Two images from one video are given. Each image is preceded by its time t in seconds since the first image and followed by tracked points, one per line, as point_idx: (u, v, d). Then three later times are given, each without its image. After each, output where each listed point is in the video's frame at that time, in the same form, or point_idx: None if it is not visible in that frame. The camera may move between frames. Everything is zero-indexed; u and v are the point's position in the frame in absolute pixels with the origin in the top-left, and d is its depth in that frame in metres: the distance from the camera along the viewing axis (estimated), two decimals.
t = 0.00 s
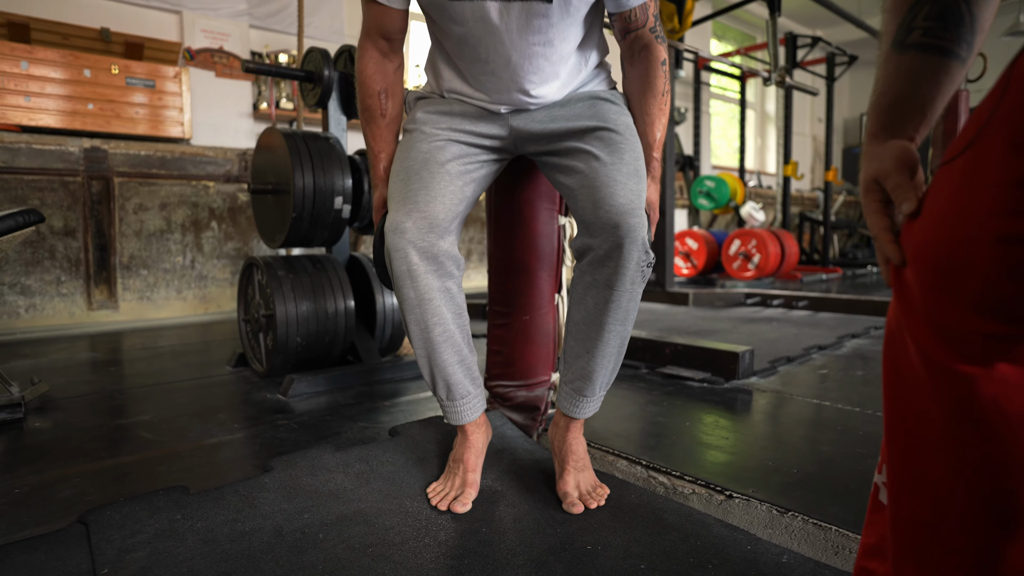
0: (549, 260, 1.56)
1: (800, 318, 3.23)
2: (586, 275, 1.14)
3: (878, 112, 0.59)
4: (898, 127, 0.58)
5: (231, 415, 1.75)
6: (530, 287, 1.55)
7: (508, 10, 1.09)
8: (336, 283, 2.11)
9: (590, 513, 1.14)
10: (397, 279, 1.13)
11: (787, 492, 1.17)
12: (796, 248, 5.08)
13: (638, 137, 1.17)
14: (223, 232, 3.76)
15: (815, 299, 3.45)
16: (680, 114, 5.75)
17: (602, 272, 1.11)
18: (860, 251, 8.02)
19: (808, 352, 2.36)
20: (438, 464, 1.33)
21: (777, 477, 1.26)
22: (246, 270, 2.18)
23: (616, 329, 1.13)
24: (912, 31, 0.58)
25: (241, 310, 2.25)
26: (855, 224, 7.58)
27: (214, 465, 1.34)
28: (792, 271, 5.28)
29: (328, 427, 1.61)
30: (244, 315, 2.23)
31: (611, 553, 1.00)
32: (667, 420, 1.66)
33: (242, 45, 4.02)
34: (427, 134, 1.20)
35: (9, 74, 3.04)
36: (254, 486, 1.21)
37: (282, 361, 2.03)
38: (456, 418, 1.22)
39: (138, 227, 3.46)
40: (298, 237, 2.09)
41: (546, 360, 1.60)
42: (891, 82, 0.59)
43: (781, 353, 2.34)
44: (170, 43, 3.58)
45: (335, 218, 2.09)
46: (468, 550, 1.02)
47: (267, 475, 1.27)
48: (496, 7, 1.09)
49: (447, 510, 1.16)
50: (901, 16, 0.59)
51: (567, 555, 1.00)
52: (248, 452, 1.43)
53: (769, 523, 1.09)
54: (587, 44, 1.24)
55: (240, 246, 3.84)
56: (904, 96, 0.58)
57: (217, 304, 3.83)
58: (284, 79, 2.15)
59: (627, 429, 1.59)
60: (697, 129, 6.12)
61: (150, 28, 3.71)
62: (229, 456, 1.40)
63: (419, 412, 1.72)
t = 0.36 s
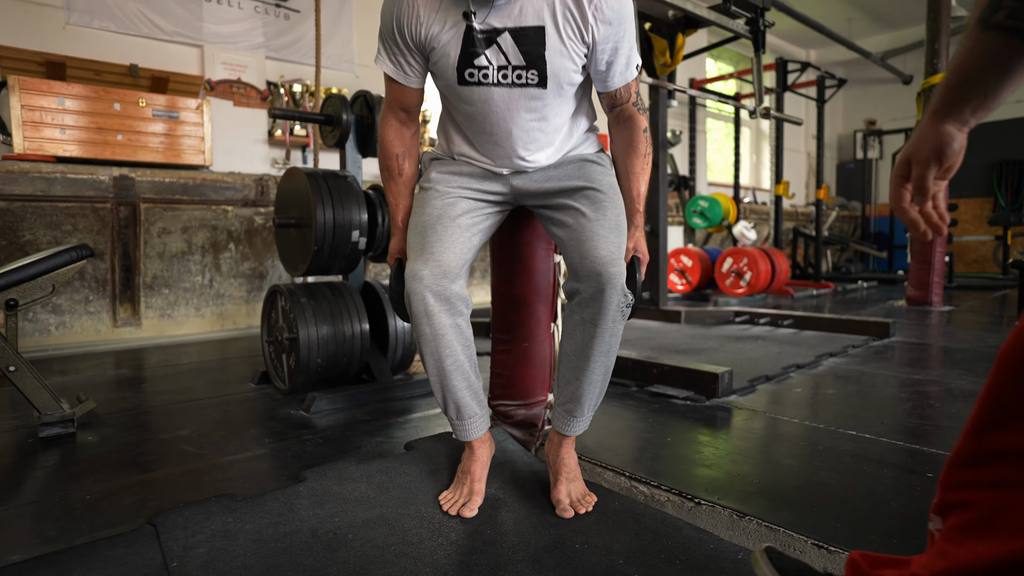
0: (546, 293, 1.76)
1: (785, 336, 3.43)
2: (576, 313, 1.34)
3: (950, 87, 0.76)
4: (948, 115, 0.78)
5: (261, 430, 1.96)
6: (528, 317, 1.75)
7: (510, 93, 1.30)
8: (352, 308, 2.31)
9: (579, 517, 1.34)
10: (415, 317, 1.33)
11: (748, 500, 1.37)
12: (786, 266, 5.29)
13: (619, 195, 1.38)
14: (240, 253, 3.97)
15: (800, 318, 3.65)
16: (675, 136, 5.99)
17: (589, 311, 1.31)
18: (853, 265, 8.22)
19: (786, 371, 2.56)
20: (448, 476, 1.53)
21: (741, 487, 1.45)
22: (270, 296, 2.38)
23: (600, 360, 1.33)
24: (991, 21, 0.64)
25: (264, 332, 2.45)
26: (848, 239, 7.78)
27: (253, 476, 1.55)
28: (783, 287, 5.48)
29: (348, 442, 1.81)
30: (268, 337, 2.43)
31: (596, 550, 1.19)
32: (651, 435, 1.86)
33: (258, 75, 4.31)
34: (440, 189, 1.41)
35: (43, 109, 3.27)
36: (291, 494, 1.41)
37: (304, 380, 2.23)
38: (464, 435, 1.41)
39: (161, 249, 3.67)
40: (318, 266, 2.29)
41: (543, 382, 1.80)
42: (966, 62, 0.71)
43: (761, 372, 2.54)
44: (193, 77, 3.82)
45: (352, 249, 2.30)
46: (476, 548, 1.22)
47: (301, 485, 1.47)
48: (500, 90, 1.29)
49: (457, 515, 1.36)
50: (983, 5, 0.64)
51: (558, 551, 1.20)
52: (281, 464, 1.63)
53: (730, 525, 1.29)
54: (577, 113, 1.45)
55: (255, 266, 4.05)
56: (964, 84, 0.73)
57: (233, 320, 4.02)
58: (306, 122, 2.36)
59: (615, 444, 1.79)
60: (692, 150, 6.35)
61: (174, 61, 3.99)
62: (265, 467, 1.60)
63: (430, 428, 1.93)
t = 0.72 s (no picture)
0: (546, 321, 1.98)
1: (768, 353, 3.66)
2: (573, 345, 1.57)
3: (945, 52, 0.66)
4: (947, 72, 0.65)
5: (289, 443, 2.18)
6: (530, 342, 1.97)
7: (515, 163, 1.53)
8: (369, 329, 2.52)
9: (574, 519, 1.56)
10: (434, 347, 1.54)
11: (720, 505, 1.59)
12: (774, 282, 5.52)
13: (610, 241, 1.61)
14: (255, 272, 4.19)
15: (783, 335, 3.88)
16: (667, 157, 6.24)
17: (584, 343, 1.53)
18: (843, 278, 8.46)
19: (765, 387, 2.79)
20: (461, 483, 1.75)
21: (716, 493, 1.68)
22: (293, 318, 2.60)
23: (593, 385, 1.55)
24: (1006, 5, 0.60)
25: (287, 351, 2.66)
26: (838, 253, 8.03)
27: (289, 484, 1.77)
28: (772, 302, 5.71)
29: (369, 454, 2.03)
30: (290, 355, 2.64)
31: (590, 547, 1.41)
32: (640, 447, 2.08)
33: (272, 103, 4.58)
34: (456, 236, 1.64)
35: (72, 139, 3.54)
36: (326, 499, 1.63)
37: (325, 396, 2.44)
38: (476, 449, 1.62)
39: (183, 269, 3.89)
40: (338, 292, 2.51)
41: (544, 399, 2.02)
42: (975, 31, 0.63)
43: (743, 388, 2.77)
44: (212, 107, 4.06)
45: (368, 277, 2.52)
46: (488, 546, 1.44)
47: (332, 491, 1.69)
48: (506, 162, 1.53)
49: (470, 517, 1.58)
50: None
51: (558, 548, 1.41)
52: (312, 474, 1.85)
53: (703, 525, 1.52)
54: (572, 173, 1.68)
55: (269, 283, 4.27)
56: (968, 51, 0.64)
57: (247, 335, 4.23)
58: (326, 161, 2.59)
59: (607, 455, 2.01)
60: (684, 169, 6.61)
61: (194, 90, 4.28)
62: (297, 477, 1.82)
63: (442, 440, 2.15)
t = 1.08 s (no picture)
0: (546, 338, 2.15)
1: (758, 364, 3.83)
2: (571, 361, 1.74)
3: (944, 184, 0.84)
4: (950, 204, 0.84)
5: (308, 450, 2.35)
6: (532, 358, 2.14)
7: (518, 196, 1.70)
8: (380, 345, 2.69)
9: (571, 519, 1.73)
10: (444, 364, 1.70)
11: (703, 507, 1.76)
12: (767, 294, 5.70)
13: (604, 268, 1.78)
14: (266, 286, 4.36)
15: (773, 347, 4.05)
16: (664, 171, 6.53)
17: (581, 360, 1.71)
18: (837, 288, 8.63)
19: (753, 398, 2.96)
20: (468, 487, 1.92)
21: (699, 496, 1.85)
22: (309, 334, 2.76)
23: (589, 398, 1.73)
24: (982, 138, 0.75)
25: (302, 365, 2.83)
26: (831, 264, 8.21)
27: (312, 489, 1.94)
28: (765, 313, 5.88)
29: (383, 462, 2.20)
30: (306, 369, 2.81)
31: (584, 543, 1.58)
32: (632, 454, 2.26)
33: (282, 123, 4.78)
34: (464, 264, 1.81)
35: (98, 162, 3.74)
36: (346, 501, 1.80)
37: (340, 407, 2.61)
38: (482, 457, 1.78)
39: (199, 284, 4.07)
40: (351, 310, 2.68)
41: (544, 410, 2.19)
42: (967, 166, 0.79)
43: (731, 399, 2.94)
44: (226, 129, 4.25)
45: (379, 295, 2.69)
46: (493, 542, 1.61)
47: (352, 494, 1.86)
48: (512, 194, 1.70)
49: (477, 518, 1.75)
50: (981, 120, 0.75)
51: (556, 545, 1.58)
52: (331, 479, 2.02)
53: (687, 524, 1.70)
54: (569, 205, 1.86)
55: (280, 297, 4.44)
56: (962, 181, 0.81)
57: (258, 347, 4.40)
58: (341, 187, 2.77)
59: (602, 462, 2.18)
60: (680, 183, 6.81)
61: (209, 113, 4.48)
62: (319, 482, 2.00)
63: (449, 449, 2.32)
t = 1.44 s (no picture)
0: (545, 350, 2.29)
1: (751, 373, 3.97)
2: (569, 372, 1.88)
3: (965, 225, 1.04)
4: (970, 240, 1.04)
5: (320, 456, 2.49)
6: (532, 369, 2.28)
7: (520, 206, 1.84)
8: (388, 356, 2.83)
9: (568, 519, 1.86)
10: (451, 375, 1.84)
11: (690, 508, 1.90)
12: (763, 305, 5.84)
13: (600, 286, 1.92)
14: (275, 299, 4.51)
15: (766, 357, 4.19)
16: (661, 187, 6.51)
17: (578, 371, 1.85)
18: (834, 298, 8.76)
19: (743, 407, 3.10)
20: (472, 490, 2.05)
21: (687, 498, 1.99)
22: (321, 345, 2.90)
23: (586, 406, 1.87)
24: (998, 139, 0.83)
25: (314, 374, 2.97)
26: (828, 275, 8.34)
27: (326, 491, 2.08)
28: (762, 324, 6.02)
29: (392, 466, 2.34)
30: (317, 379, 2.95)
31: (580, 541, 1.72)
32: (627, 459, 2.39)
33: (292, 141, 4.95)
34: (469, 281, 1.95)
35: (118, 180, 3.90)
36: (359, 502, 1.94)
37: (350, 416, 2.74)
38: (486, 462, 1.91)
39: (212, 296, 4.21)
40: (361, 322, 2.83)
41: (543, 418, 2.32)
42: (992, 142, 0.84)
43: (723, 407, 3.08)
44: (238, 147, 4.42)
45: (388, 308, 2.83)
46: (495, 539, 1.74)
47: (364, 496, 2.00)
48: (513, 209, 1.84)
49: (480, 518, 1.88)
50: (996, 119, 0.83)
51: (554, 541, 1.72)
52: (344, 483, 2.16)
53: (675, 523, 1.84)
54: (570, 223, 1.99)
55: (289, 308, 4.59)
56: (978, 219, 1.01)
57: (268, 357, 4.54)
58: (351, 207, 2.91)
59: (598, 467, 2.32)
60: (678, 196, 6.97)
61: (222, 131, 4.65)
62: (332, 486, 2.13)
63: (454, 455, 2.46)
